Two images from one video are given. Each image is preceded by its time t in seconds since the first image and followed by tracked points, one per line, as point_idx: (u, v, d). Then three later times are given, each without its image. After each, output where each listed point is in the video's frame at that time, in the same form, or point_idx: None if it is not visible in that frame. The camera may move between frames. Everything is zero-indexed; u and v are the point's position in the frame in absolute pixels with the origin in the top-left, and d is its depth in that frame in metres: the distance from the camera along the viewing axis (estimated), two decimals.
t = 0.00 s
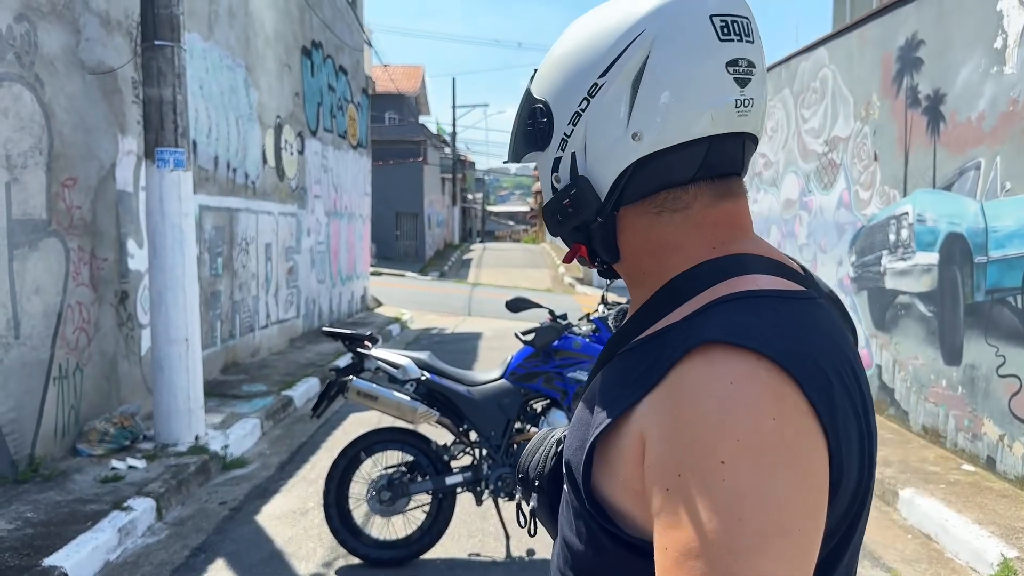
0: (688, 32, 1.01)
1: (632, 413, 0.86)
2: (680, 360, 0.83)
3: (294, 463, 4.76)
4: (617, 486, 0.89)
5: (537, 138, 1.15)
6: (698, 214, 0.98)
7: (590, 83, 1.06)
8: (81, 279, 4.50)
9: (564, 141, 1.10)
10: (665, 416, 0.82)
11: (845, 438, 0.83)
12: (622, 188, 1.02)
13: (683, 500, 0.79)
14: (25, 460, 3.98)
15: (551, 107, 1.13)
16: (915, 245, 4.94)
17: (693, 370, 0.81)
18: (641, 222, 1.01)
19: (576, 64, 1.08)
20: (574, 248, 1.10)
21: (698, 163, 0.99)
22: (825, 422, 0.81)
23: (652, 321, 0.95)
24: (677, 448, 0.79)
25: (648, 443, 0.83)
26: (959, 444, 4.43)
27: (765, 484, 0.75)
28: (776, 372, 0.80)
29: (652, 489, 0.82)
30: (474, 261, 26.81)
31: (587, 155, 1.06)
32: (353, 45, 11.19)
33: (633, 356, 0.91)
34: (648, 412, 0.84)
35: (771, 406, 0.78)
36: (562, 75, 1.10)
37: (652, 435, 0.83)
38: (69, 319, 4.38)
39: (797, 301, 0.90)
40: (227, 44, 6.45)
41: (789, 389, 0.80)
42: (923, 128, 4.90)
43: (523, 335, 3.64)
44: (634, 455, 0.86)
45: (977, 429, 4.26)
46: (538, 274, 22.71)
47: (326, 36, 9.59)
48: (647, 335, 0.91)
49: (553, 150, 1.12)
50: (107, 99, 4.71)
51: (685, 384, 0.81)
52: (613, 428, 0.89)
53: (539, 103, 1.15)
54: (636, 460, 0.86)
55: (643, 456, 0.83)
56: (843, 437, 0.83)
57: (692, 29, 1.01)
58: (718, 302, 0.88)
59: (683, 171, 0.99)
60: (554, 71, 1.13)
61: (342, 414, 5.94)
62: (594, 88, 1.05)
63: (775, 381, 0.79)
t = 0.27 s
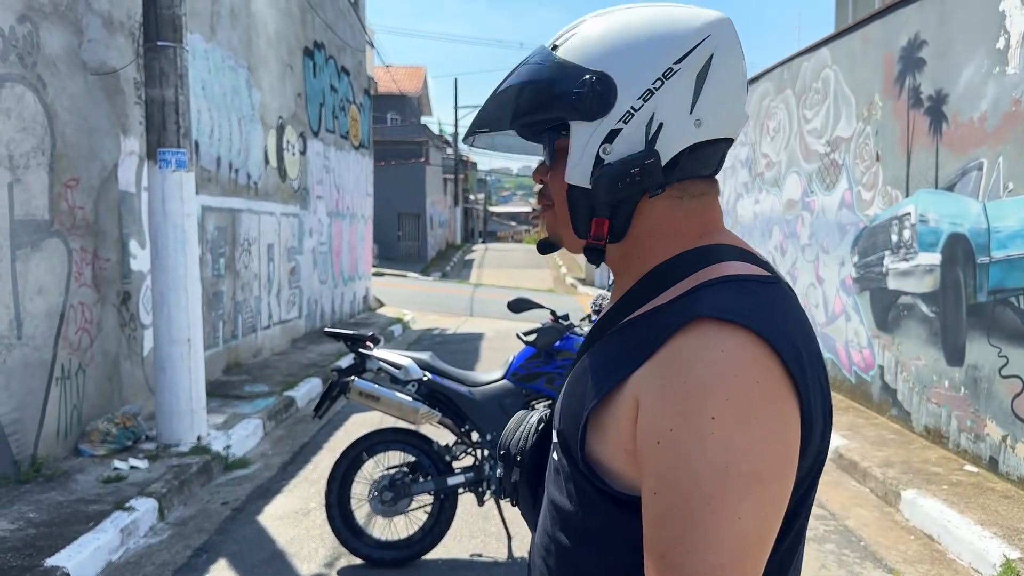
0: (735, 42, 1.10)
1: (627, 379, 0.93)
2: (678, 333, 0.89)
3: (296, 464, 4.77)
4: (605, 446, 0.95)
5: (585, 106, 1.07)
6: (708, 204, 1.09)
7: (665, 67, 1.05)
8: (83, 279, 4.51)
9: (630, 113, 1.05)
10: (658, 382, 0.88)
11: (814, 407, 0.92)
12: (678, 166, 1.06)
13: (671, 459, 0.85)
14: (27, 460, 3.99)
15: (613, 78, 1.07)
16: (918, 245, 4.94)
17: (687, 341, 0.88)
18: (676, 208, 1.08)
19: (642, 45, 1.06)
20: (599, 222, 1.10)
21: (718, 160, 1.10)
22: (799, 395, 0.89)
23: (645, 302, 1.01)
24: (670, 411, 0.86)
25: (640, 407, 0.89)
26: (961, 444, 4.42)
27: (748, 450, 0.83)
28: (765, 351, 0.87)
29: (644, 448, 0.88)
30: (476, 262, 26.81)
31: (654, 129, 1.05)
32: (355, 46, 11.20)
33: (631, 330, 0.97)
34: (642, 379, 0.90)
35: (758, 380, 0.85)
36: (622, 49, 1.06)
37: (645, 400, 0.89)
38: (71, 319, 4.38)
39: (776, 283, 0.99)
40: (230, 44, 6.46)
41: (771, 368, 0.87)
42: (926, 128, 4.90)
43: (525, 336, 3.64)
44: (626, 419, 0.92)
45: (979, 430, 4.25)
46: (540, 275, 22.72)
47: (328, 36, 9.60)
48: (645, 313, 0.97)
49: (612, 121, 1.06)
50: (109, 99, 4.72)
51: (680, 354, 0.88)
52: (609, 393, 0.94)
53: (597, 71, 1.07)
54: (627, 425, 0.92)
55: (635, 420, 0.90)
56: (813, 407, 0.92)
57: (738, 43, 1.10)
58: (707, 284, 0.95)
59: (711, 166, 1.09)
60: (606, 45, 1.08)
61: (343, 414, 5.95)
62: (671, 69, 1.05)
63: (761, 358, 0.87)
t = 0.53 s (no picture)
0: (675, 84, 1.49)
1: (623, 372, 1.00)
2: (666, 325, 0.98)
3: (298, 463, 4.78)
4: (607, 438, 1.01)
5: (657, 103, 1.28)
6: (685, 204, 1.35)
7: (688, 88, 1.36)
8: (85, 279, 4.52)
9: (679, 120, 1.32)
10: (663, 367, 0.96)
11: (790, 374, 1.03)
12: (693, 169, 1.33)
13: (684, 441, 0.94)
14: (30, 460, 4.00)
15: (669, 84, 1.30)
16: (919, 245, 4.94)
17: (680, 328, 0.97)
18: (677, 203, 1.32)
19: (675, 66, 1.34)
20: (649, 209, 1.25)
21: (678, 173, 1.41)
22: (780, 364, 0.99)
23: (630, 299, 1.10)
24: (676, 398, 0.94)
25: (647, 392, 0.97)
26: (962, 445, 4.42)
27: (752, 421, 0.93)
28: (752, 330, 0.96)
29: (656, 430, 0.96)
30: (477, 262, 26.79)
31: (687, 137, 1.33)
32: (357, 47, 11.21)
33: (618, 326, 1.04)
34: (643, 367, 0.98)
35: (748, 357, 0.94)
36: (672, 67, 1.32)
37: (650, 386, 0.97)
38: (74, 319, 4.40)
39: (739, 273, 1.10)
40: (232, 45, 6.47)
41: (756, 343, 0.96)
42: (927, 129, 4.90)
43: (526, 336, 3.62)
44: (631, 406, 0.99)
45: (980, 430, 4.25)
46: (541, 275, 22.70)
47: (330, 37, 9.61)
48: (627, 310, 1.05)
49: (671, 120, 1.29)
50: (112, 100, 4.73)
51: (677, 340, 0.96)
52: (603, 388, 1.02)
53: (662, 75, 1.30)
54: (632, 411, 0.99)
55: (643, 404, 0.97)
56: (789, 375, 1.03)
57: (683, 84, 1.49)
58: (687, 276, 1.04)
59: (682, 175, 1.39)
60: (659, 60, 1.31)
61: (345, 414, 5.96)
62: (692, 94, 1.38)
63: (748, 336, 0.96)
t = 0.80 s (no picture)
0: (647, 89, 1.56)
1: (637, 354, 1.07)
2: (675, 308, 1.06)
3: (299, 463, 4.78)
4: (628, 417, 1.08)
5: (650, 113, 1.33)
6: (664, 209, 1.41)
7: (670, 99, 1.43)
8: (87, 279, 4.53)
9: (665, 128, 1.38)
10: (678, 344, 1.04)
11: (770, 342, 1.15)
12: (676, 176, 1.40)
13: (706, 411, 1.02)
14: (32, 460, 4.01)
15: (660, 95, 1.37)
16: (921, 245, 4.94)
17: (687, 308, 1.05)
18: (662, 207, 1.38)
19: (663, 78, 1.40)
20: (642, 213, 1.30)
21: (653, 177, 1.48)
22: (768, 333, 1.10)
23: (624, 289, 1.17)
24: (695, 372, 1.02)
25: (665, 369, 1.05)
26: (964, 444, 4.42)
27: (764, 384, 1.02)
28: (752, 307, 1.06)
29: (680, 403, 1.03)
30: (479, 262, 26.77)
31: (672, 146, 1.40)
32: (359, 46, 11.22)
33: (625, 314, 1.11)
34: (656, 348, 1.06)
35: (752, 331, 1.04)
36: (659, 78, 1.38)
37: (668, 364, 1.04)
38: (75, 319, 4.40)
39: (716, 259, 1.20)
40: (233, 45, 6.48)
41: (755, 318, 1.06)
42: (928, 128, 4.90)
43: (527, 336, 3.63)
44: (648, 385, 1.06)
45: (982, 430, 4.25)
46: (543, 275, 22.69)
47: (331, 37, 9.61)
48: (629, 299, 1.12)
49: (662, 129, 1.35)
50: (113, 100, 4.74)
51: (685, 319, 1.05)
52: (619, 370, 1.09)
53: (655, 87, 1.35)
54: (650, 390, 1.06)
55: (662, 380, 1.05)
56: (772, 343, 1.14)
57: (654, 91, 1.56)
58: (679, 265, 1.13)
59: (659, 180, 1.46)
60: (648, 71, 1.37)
61: (346, 414, 5.96)
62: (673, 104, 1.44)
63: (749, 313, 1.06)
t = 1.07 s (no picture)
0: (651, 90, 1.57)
1: (651, 350, 1.09)
2: (684, 304, 1.09)
3: (301, 463, 4.79)
4: (645, 413, 1.09)
5: (655, 120, 1.35)
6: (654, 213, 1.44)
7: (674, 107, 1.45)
8: (89, 280, 4.53)
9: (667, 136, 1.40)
10: (692, 338, 1.07)
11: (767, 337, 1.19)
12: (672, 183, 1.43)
13: (725, 402, 1.05)
14: (34, 460, 4.02)
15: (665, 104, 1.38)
16: (922, 245, 4.93)
17: (698, 305, 1.08)
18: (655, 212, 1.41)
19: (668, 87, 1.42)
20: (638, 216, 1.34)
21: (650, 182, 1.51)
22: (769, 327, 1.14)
23: (624, 288, 1.19)
24: (712, 365, 1.05)
25: (681, 364, 1.06)
26: (965, 445, 4.42)
27: (775, 374, 1.06)
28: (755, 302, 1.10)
29: (699, 396, 1.05)
30: (480, 262, 26.79)
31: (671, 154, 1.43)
32: (360, 47, 11.22)
33: (632, 312, 1.13)
34: (669, 345, 1.08)
35: (759, 325, 1.07)
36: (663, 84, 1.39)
37: (683, 359, 1.06)
38: (77, 319, 4.41)
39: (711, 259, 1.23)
40: (235, 46, 6.49)
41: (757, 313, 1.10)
42: (930, 129, 4.90)
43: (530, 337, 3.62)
44: (664, 381, 1.08)
45: (984, 431, 4.24)
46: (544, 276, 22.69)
47: (333, 38, 9.62)
48: (635, 297, 1.15)
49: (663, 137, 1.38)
50: (115, 101, 4.75)
51: (697, 315, 1.07)
52: (631, 368, 1.11)
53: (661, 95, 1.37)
54: (666, 384, 1.08)
55: (678, 375, 1.07)
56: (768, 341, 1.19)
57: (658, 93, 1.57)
58: (677, 264, 1.17)
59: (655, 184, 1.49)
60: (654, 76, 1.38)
61: (348, 415, 5.97)
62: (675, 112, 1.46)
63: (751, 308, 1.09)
